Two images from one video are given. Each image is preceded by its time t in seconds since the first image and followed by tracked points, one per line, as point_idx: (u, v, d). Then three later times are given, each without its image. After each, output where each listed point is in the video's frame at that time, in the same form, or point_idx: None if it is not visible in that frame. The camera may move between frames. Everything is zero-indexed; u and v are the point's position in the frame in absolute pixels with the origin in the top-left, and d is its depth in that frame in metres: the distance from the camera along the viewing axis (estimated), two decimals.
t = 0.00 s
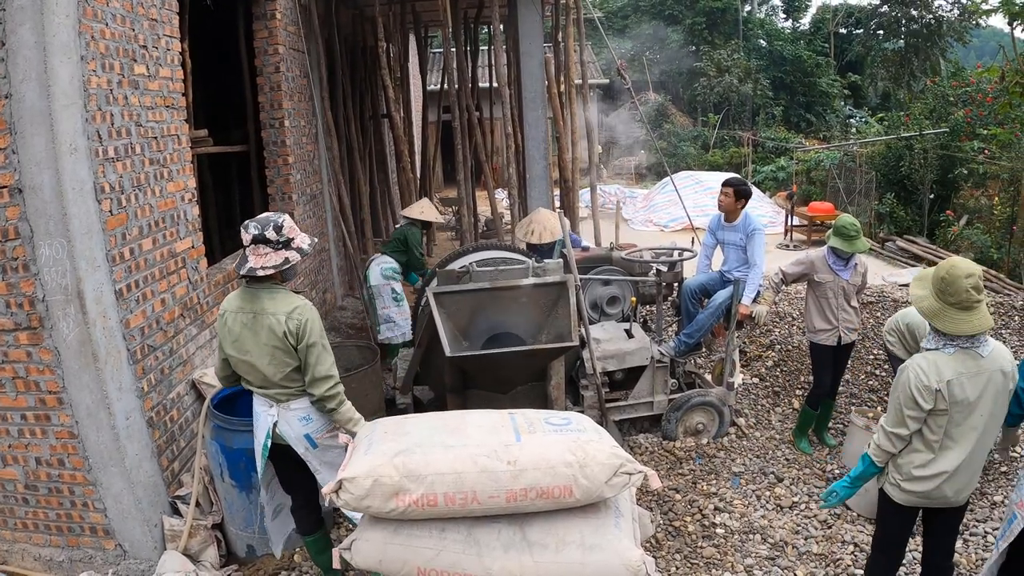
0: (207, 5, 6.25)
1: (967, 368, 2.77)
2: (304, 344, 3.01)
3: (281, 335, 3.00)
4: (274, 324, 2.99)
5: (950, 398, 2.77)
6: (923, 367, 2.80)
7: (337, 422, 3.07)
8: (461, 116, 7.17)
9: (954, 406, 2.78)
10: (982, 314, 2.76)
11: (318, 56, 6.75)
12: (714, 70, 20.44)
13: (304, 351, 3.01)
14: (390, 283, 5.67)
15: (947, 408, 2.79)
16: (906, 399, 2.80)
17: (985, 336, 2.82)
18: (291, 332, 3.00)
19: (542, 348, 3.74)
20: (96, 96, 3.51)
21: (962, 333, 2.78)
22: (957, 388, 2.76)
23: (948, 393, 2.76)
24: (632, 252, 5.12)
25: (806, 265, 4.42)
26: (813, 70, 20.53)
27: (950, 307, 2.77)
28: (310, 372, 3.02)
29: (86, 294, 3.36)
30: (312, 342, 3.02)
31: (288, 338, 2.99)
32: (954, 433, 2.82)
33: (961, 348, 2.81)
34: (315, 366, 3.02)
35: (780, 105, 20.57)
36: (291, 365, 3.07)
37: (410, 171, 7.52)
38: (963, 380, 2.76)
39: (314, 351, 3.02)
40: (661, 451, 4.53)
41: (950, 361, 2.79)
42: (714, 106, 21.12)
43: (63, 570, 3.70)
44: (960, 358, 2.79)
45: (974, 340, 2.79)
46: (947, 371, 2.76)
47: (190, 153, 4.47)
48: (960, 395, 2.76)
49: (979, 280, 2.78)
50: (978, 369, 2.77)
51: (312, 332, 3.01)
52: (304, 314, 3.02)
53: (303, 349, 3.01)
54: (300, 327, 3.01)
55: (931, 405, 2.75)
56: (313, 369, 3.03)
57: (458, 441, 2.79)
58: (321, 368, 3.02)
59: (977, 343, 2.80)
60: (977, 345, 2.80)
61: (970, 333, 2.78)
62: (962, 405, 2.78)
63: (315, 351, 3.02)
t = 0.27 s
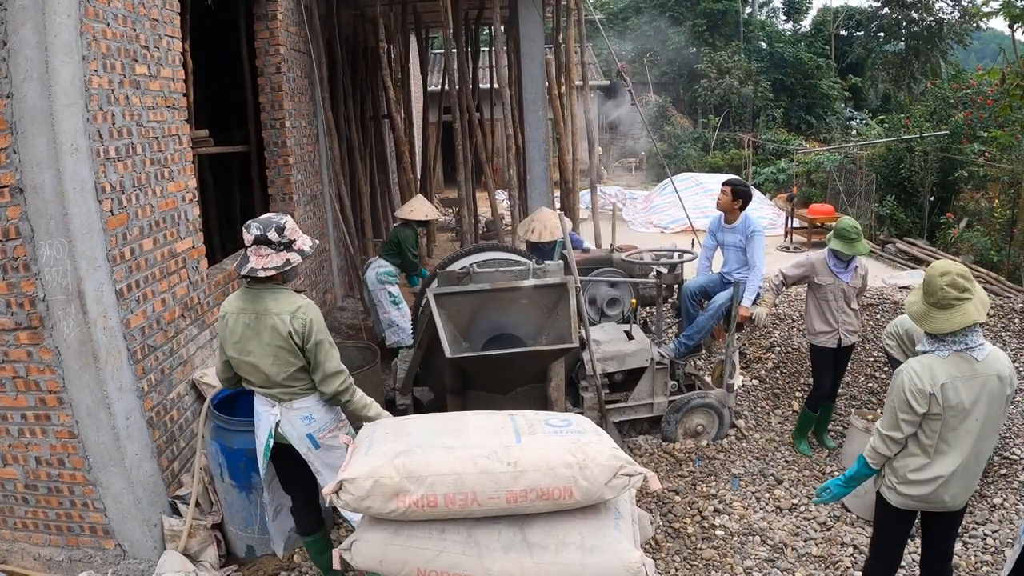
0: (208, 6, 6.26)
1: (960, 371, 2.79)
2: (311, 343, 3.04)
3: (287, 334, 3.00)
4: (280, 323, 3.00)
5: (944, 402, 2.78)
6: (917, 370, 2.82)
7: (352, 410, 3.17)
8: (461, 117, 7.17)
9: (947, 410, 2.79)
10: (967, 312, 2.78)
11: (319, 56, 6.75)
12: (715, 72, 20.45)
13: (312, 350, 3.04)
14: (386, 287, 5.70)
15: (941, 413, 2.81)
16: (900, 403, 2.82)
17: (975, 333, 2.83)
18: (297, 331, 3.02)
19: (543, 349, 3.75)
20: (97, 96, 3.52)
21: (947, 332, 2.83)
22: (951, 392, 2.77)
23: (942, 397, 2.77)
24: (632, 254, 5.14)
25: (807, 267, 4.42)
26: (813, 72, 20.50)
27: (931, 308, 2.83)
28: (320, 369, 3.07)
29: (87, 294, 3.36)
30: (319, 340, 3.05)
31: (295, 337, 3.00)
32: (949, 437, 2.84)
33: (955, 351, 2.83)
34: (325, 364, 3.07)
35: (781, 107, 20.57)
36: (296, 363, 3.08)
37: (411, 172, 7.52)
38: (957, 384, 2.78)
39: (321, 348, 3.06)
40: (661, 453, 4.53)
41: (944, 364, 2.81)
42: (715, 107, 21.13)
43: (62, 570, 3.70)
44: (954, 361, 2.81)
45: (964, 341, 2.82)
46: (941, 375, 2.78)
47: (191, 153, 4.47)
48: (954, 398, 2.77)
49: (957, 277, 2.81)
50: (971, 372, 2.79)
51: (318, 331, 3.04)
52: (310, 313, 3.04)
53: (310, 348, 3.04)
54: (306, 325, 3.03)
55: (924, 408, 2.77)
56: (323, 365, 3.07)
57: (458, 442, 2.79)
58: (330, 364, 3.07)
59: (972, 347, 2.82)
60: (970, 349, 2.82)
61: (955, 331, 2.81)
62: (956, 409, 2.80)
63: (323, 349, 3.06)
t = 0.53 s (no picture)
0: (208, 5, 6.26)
1: (950, 371, 2.85)
2: (315, 341, 3.04)
3: (292, 333, 3.00)
4: (284, 322, 3.00)
5: (934, 403, 2.84)
6: (908, 369, 2.89)
7: (353, 407, 3.18)
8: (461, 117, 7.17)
9: (937, 412, 2.86)
10: (959, 312, 2.84)
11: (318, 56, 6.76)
12: (715, 72, 20.46)
13: (316, 347, 3.05)
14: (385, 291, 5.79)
15: (931, 413, 2.87)
16: (891, 402, 2.89)
17: (967, 334, 2.88)
18: (301, 330, 3.02)
19: (543, 349, 3.75)
20: (96, 95, 3.52)
21: (938, 331, 2.89)
22: (941, 393, 2.83)
23: (931, 397, 2.84)
24: (631, 254, 5.16)
25: (806, 268, 4.42)
26: (813, 73, 20.51)
27: (923, 307, 2.91)
28: (324, 366, 3.08)
29: (86, 293, 3.36)
30: (323, 338, 3.06)
31: (299, 335, 3.00)
32: (940, 439, 2.89)
33: (946, 351, 2.89)
34: (329, 361, 3.08)
35: (780, 108, 20.58)
36: (300, 362, 3.08)
37: (410, 172, 7.53)
38: (946, 385, 2.84)
39: (324, 346, 3.07)
40: (659, 453, 4.53)
41: (935, 363, 2.86)
42: (714, 108, 21.13)
43: (61, 569, 3.70)
44: (944, 361, 2.87)
45: (955, 341, 2.87)
46: (931, 375, 2.84)
47: (190, 153, 4.47)
48: (944, 398, 2.83)
49: (951, 277, 2.88)
50: (961, 374, 2.85)
51: (322, 329, 3.05)
52: (314, 311, 3.04)
53: (314, 346, 3.05)
54: (310, 324, 3.03)
55: (914, 407, 2.83)
56: (327, 363, 3.09)
57: (457, 442, 2.79)
58: (334, 361, 3.09)
59: (963, 347, 2.87)
60: (963, 350, 2.87)
61: (946, 331, 2.88)
62: (946, 411, 2.85)
63: (327, 346, 3.07)
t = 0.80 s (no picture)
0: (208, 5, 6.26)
1: (939, 371, 2.90)
2: (317, 339, 3.05)
3: (293, 331, 3.01)
4: (285, 320, 3.00)
5: (924, 402, 2.90)
6: (899, 368, 2.97)
7: (352, 407, 3.18)
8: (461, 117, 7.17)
9: (927, 412, 2.91)
10: (950, 313, 2.89)
11: (318, 56, 6.77)
12: (715, 72, 20.46)
13: (317, 346, 3.05)
14: (386, 290, 5.84)
15: (922, 412, 2.93)
16: (882, 400, 2.97)
17: (959, 334, 2.93)
18: (302, 328, 3.02)
19: (543, 349, 3.75)
20: (97, 94, 3.52)
21: (930, 330, 2.95)
22: (931, 392, 2.89)
23: (921, 396, 2.90)
24: (631, 254, 5.21)
25: (806, 268, 4.41)
26: (813, 73, 20.52)
27: (917, 306, 2.97)
28: (325, 364, 3.09)
29: (86, 292, 3.37)
30: (324, 336, 3.06)
31: (300, 334, 3.01)
32: (931, 439, 2.93)
33: (937, 351, 2.94)
34: (330, 359, 3.08)
35: (780, 108, 20.56)
36: (301, 360, 3.08)
37: (410, 172, 7.53)
38: (937, 384, 2.89)
39: (326, 344, 3.07)
40: (659, 453, 4.53)
41: (925, 363, 2.93)
42: (714, 108, 21.12)
43: (60, 568, 3.70)
44: (936, 361, 2.93)
45: (946, 342, 2.93)
46: (921, 374, 2.91)
47: (191, 152, 4.47)
48: (933, 398, 2.89)
49: (944, 277, 2.92)
50: (950, 374, 2.90)
51: (323, 327, 3.06)
52: (315, 309, 3.05)
53: (315, 344, 3.05)
54: (311, 322, 3.04)
55: (904, 406, 2.90)
56: (328, 361, 3.09)
57: (456, 441, 2.79)
58: (335, 359, 3.09)
59: (955, 348, 2.92)
60: (956, 351, 2.92)
61: (938, 331, 2.93)
62: (936, 411, 2.90)
63: (328, 344, 3.08)
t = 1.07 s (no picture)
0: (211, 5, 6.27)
1: (936, 373, 2.91)
2: (321, 338, 3.05)
3: (297, 331, 3.01)
4: (289, 320, 3.00)
5: (921, 404, 2.91)
6: (897, 370, 2.98)
7: (356, 407, 3.18)
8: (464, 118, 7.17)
9: (924, 414, 2.92)
10: (947, 314, 2.89)
11: (321, 56, 6.78)
12: (718, 73, 20.45)
13: (321, 345, 3.06)
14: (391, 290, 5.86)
15: (919, 414, 2.93)
16: (880, 402, 2.98)
17: (957, 336, 2.92)
18: (307, 328, 3.02)
19: (547, 349, 3.75)
20: (102, 94, 3.53)
21: (928, 332, 2.95)
22: (928, 394, 2.90)
23: (918, 398, 2.91)
24: (635, 255, 5.20)
25: (810, 269, 4.40)
26: (817, 74, 20.48)
27: (915, 307, 2.97)
28: (329, 364, 3.09)
29: (90, 292, 3.37)
30: (328, 336, 3.06)
31: (304, 334, 3.01)
32: (929, 441, 2.94)
33: (934, 353, 2.95)
34: (334, 359, 3.09)
35: (784, 109, 20.52)
36: (306, 360, 3.09)
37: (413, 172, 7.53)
38: (934, 386, 2.90)
39: (330, 344, 3.07)
40: (662, 454, 4.53)
41: (922, 365, 2.94)
42: (717, 109, 21.11)
43: (63, 567, 3.71)
44: (933, 363, 2.93)
45: (944, 343, 2.93)
46: (918, 376, 2.92)
47: (195, 153, 4.47)
48: (931, 400, 2.90)
49: (942, 279, 2.92)
50: (947, 376, 2.91)
51: (328, 326, 3.06)
52: (319, 310, 3.05)
53: (320, 344, 3.05)
54: (315, 322, 3.03)
55: (901, 407, 2.91)
56: (332, 360, 3.09)
57: (460, 441, 2.79)
58: (339, 358, 3.09)
59: (953, 350, 2.92)
60: (953, 353, 2.92)
61: (935, 332, 2.93)
62: (934, 413, 2.91)
63: (332, 344, 3.08)
